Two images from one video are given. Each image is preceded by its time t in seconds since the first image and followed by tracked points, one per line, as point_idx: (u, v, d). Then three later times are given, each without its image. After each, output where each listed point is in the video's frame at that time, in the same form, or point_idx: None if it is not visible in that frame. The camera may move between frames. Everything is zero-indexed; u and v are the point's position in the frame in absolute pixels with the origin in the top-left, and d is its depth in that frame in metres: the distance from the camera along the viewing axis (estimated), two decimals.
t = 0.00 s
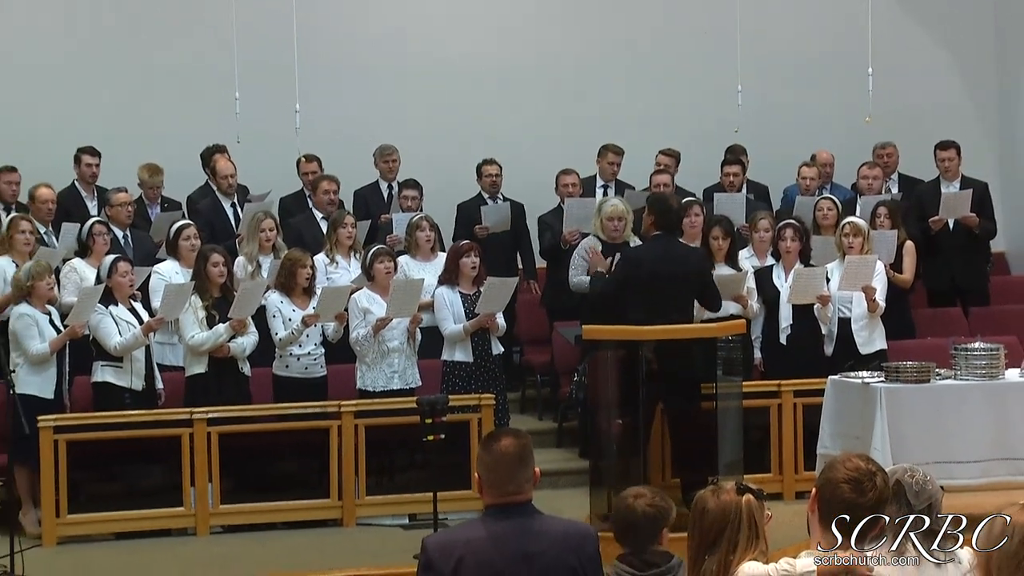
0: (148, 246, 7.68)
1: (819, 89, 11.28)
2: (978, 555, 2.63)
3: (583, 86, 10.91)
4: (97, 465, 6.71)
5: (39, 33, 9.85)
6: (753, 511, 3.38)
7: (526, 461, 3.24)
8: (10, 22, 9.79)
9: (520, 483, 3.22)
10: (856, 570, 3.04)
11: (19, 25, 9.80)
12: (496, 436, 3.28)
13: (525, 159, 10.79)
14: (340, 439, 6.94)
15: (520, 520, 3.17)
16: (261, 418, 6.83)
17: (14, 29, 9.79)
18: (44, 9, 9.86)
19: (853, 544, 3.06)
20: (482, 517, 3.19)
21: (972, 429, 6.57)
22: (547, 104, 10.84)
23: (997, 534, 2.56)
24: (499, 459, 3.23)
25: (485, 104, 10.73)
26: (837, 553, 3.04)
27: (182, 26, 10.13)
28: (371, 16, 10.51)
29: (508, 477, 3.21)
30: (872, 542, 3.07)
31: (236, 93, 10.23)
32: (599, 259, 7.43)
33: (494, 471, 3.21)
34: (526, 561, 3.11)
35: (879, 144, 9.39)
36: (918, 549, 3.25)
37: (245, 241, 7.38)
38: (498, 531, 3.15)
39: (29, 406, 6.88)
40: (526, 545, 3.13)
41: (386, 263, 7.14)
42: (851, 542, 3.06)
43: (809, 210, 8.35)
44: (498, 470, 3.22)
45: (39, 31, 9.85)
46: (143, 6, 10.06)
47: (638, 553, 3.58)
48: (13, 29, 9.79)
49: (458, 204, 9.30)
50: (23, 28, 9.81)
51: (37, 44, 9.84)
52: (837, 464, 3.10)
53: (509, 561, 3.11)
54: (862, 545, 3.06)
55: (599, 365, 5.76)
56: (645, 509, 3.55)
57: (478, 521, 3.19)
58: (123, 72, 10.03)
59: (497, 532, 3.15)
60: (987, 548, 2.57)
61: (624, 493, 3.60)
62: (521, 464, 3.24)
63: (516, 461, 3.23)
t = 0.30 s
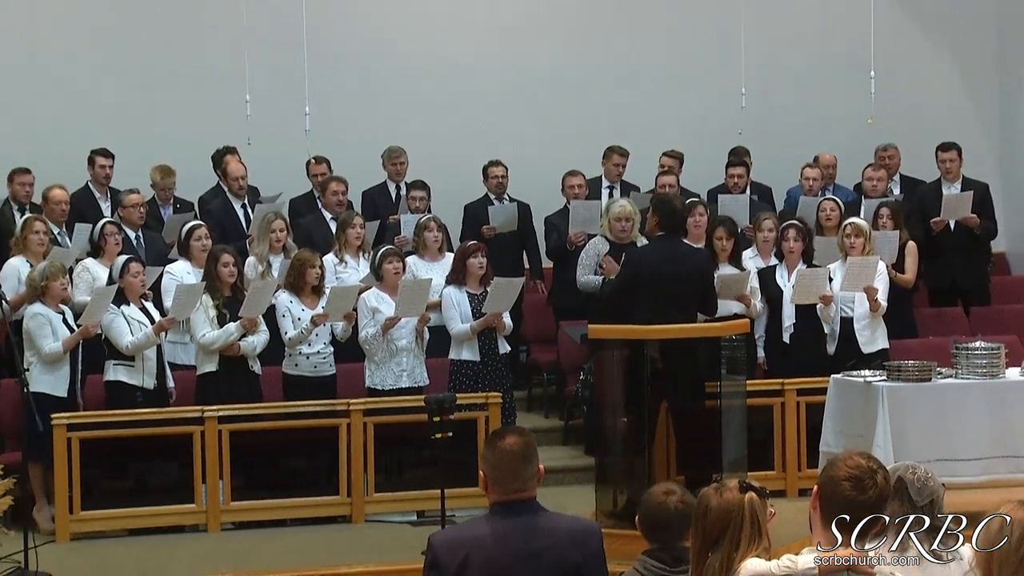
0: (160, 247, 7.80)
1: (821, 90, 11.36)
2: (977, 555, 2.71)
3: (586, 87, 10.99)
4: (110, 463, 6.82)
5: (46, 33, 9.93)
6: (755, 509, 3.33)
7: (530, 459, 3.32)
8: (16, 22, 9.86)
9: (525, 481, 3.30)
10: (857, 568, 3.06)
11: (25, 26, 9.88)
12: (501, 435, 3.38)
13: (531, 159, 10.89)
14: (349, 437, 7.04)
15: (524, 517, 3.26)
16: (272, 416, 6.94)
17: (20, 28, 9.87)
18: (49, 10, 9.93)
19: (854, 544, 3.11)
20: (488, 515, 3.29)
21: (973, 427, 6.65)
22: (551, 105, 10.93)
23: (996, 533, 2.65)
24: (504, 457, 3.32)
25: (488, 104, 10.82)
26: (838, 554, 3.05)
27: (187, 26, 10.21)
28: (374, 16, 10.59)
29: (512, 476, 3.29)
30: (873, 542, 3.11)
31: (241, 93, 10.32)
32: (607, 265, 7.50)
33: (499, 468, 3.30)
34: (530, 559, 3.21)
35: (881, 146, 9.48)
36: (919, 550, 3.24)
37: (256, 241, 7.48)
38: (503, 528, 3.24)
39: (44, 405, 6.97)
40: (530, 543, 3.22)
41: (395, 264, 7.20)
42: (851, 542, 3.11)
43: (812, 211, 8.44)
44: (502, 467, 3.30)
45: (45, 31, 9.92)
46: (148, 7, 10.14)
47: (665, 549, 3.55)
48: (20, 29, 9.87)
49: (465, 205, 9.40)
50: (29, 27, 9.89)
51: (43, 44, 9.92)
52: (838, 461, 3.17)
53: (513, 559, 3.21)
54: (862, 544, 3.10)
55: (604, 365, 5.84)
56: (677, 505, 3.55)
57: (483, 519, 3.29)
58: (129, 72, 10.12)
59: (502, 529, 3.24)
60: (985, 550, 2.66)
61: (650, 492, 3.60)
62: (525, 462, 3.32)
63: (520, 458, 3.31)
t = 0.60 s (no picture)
0: (170, 247, 7.90)
1: (821, 91, 11.45)
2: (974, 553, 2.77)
3: (587, 88, 11.09)
4: (120, 460, 6.91)
5: (50, 33, 10.02)
6: (758, 506, 3.32)
7: (533, 458, 3.39)
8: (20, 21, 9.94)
9: (528, 479, 3.38)
10: (857, 568, 3.13)
11: (29, 26, 9.97)
12: (504, 433, 3.44)
13: (533, 160, 11.01)
14: (356, 435, 7.13)
15: (526, 515, 3.34)
16: (280, 414, 7.05)
17: (24, 28, 9.95)
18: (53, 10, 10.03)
19: (854, 543, 3.18)
20: (490, 511, 3.37)
21: (973, 425, 6.73)
22: (553, 106, 11.04)
23: (995, 536, 2.71)
24: (508, 455, 3.39)
25: (490, 105, 10.92)
26: (837, 555, 3.13)
27: (189, 26, 10.31)
28: (375, 16, 10.69)
29: (515, 473, 3.36)
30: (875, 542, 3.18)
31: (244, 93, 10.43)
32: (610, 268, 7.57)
33: (502, 466, 3.37)
34: (530, 556, 3.29)
35: (881, 147, 9.51)
36: (919, 550, 3.28)
37: (264, 242, 7.57)
38: (506, 526, 3.33)
39: (56, 404, 7.07)
40: (531, 539, 3.31)
41: (402, 264, 7.32)
42: (851, 541, 3.19)
43: (813, 211, 8.52)
44: (506, 465, 3.37)
45: (48, 32, 10.02)
46: (150, 7, 10.24)
47: (686, 549, 3.63)
48: (24, 30, 9.96)
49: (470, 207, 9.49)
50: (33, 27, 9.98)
51: (47, 45, 10.02)
52: (841, 459, 3.26)
53: (515, 555, 3.29)
54: (862, 544, 3.17)
55: (608, 365, 5.92)
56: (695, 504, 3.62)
57: (486, 516, 3.37)
58: (134, 72, 10.22)
59: (505, 527, 3.32)
60: (986, 549, 2.72)
61: (668, 490, 3.66)
62: (528, 459, 3.39)
63: (523, 456, 3.38)
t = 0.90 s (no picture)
0: (177, 247, 7.99)
1: (817, 91, 11.58)
2: (969, 551, 2.84)
3: (586, 89, 11.24)
4: (128, 458, 7.00)
5: (57, 34, 10.23)
6: (758, 504, 3.41)
7: (533, 457, 3.47)
8: (27, 23, 10.16)
9: (528, 476, 3.45)
10: (856, 567, 3.23)
11: (37, 28, 10.18)
12: (505, 432, 3.52)
13: (533, 161, 11.14)
14: (361, 433, 7.23)
15: (525, 511, 3.41)
16: (286, 413, 7.14)
17: (31, 30, 10.17)
18: (59, 12, 10.23)
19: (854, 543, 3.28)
20: (492, 509, 3.44)
21: (970, 423, 6.81)
22: (552, 106, 11.19)
23: (994, 534, 2.79)
24: (508, 454, 3.47)
25: (490, 105, 11.09)
26: (837, 554, 3.22)
27: (192, 25, 10.49)
28: (375, 16, 10.86)
29: (516, 471, 3.44)
30: (873, 542, 3.28)
31: (248, 93, 10.61)
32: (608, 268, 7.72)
33: (503, 463, 3.45)
34: (532, 552, 3.36)
35: (880, 149, 9.66)
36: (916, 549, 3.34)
37: (271, 242, 7.67)
38: (507, 522, 3.39)
39: (65, 402, 7.17)
40: (533, 536, 3.38)
41: (405, 264, 7.40)
42: (851, 541, 3.28)
43: (812, 211, 8.61)
44: (506, 463, 3.45)
45: (56, 33, 10.23)
46: (155, 8, 10.43)
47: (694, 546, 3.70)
48: (32, 31, 10.18)
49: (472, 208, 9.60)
50: (41, 29, 10.19)
51: (54, 46, 10.23)
52: (840, 457, 3.35)
53: (516, 550, 3.35)
54: (862, 544, 3.27)
55: (609, 363, 6.00)
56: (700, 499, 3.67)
57: (487, 513, 3.45)
58: (137, 73, 10.40)
59: (506, 523, 3.39)
60: (986, 548, 2.80)
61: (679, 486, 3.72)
62: (529, 458, 3.47)
63: (523, 455, 3.46)
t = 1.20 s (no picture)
0: (183, 248, 8.09)
1: (814, 92, 11.68)
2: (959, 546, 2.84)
3: (585, 90, 11.34)
4: (135, 455, 7.10)
5: (60, 36, 10.33)
6: (753, 502, 3.50)
7: (533, 454, 3.51)
8: (31, 25, 10.26)
9: (528, 474, 3.49)
10: (855, 566, 3.31)
11: (39, 29, 10.28)
12: (506, 430, 3.56)
13: (534, 161, 11.24)
14: (365, 431, 7.33)
15: (525, 509, 3.46)
16: (291, 411, 7.25)
17: (35, 31, 10.27)
18: (62, 13, 10.33)
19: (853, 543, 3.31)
20: (493, 506, 3.49)
21: (967, 421, 6.90)
22: (552, 107, 11.29)
23: (996, 534, 2.78)
24: (508, 452, 3.51)
25: (491, 106, 11.19)
26: (837, 555, 3.28)
27: (194, 26, 10.59)
28: (376, 18, 10.96)
29: (516, 468, 3.48)
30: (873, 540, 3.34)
31: (250, 94, 10.71)
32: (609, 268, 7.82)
33: (503, 461, 3.49)
34: (532, 548, 3.41)
35: (877, 150, 9.72)
36: (915, 548, 3.48)
37: (278, 243, 7.77)
38: (507, 519, 3.44)
39: (72, 400, 7.26)
40: (533, 532, 3.43)
41: (409, 264, 7.51)
42: (850, 541, 3.31)
43: (811, 212, 8.71)
44: (506, 461, 3.49)
45: (59, 34, 10.33)
46: (157, 8, 10.52)
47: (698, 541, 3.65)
48: (34, 33, 10.28)
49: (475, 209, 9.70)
50: (44, 31, 10.29)
51: (57, 47, 10.32)
52: (836, 454, 3.35)
53: (516, 547, 3.40)
54: (861, 544, 3.30)
55: (610, 362, 6.09)
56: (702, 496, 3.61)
57: (488, 510, 3.49)
58: (138, 74, 10.50)
59: (507, 519, 3.44)
60: (985, 549, 2.78)
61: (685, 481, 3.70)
62: (528, 456, 3.51)
63: (523, 453, 3.50)
